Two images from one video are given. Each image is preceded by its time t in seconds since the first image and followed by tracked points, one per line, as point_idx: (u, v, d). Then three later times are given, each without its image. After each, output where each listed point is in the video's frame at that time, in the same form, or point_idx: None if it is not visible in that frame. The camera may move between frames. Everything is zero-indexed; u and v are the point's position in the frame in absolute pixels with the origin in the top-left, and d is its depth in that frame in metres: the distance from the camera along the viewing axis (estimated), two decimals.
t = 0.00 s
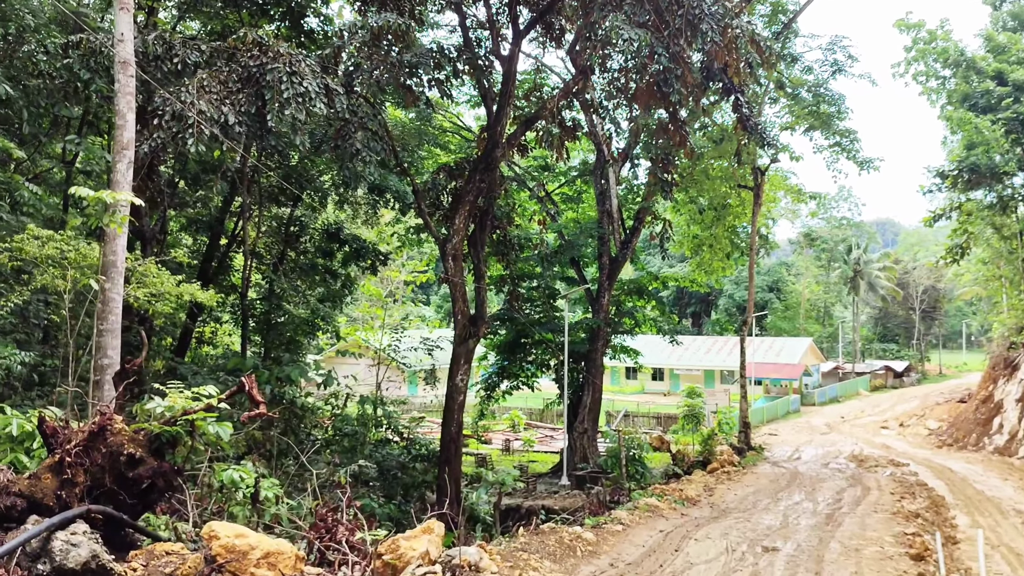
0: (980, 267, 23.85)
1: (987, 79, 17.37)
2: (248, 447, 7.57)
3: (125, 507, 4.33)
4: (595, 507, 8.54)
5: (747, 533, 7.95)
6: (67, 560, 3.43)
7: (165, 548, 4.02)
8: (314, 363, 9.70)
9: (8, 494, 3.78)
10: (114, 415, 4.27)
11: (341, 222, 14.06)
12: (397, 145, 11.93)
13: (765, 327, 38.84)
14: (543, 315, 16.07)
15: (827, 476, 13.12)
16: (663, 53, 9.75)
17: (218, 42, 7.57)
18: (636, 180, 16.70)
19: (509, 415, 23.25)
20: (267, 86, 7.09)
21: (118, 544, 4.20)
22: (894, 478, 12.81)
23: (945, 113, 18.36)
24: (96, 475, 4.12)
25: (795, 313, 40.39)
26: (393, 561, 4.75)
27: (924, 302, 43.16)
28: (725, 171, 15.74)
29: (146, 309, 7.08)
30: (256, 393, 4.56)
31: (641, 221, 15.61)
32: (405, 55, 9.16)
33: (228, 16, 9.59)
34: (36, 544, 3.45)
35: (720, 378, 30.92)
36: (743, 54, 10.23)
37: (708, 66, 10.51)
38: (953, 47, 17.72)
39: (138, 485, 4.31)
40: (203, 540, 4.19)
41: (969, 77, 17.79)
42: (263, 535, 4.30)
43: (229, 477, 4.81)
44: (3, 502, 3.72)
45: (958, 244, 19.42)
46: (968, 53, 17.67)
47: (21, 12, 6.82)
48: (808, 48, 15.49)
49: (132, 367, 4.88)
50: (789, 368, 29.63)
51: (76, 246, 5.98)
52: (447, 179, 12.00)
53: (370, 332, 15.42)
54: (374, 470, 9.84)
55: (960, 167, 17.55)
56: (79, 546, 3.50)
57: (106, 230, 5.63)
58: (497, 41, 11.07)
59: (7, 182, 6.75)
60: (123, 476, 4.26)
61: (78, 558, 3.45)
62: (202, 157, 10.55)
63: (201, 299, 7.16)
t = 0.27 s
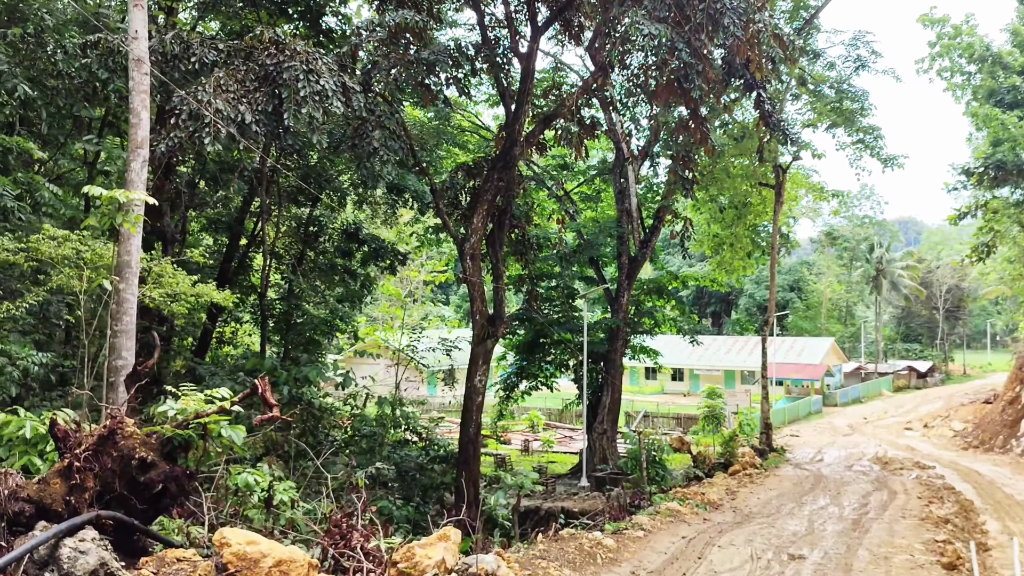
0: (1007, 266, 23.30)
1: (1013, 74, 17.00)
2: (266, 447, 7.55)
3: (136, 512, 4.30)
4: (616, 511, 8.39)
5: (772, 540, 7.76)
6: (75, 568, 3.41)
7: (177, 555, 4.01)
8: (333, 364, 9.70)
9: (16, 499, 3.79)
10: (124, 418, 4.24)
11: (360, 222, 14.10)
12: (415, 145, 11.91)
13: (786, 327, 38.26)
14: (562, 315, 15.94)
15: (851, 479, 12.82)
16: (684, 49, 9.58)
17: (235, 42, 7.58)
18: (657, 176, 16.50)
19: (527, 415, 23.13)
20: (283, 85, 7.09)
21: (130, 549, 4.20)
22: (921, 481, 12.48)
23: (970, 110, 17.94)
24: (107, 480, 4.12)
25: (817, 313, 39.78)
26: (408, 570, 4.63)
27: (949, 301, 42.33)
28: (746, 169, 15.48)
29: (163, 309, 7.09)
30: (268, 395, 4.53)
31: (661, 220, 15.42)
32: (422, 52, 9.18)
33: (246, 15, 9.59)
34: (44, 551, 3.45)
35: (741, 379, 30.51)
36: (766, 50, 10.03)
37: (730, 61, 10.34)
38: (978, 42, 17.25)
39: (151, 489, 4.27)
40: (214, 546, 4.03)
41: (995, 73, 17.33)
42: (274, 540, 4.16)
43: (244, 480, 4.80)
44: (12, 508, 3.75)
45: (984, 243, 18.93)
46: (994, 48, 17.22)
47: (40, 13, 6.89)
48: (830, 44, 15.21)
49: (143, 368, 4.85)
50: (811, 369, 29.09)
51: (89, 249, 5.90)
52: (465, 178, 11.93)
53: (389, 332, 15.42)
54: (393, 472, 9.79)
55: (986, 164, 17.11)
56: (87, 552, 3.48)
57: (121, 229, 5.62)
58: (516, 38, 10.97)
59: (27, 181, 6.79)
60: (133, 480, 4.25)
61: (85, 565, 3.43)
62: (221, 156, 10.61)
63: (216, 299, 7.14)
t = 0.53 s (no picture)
0: None
1: None
2: (288, 449, 7.52)
3: (150, 516, 4.35)
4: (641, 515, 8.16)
5: (803, 545, 7.51)
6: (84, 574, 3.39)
7: (190, 561, 3.94)
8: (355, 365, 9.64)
9: (26, 503, 3.78)
10: (136, 420, 4.21)
11: (384, 223, 14.12)
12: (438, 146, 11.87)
13: (813, 328, 37.51)
14: (586, 316, 15.76)
15: (883, 482, 12.42)
16: (708, 44, 9.36)
17: (255, 41, 7.60)
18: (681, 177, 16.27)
19: (550, 418, 22.95)
20: (303, 83, 7.10)
21: (143, 553, 4.17)
22: (954, 484, 12.02)
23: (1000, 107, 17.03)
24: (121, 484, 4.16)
25: (846, 314, 38.90)
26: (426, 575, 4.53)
27: (979, 301, 40.98)
28: (771, 169, 15.12)
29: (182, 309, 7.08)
30: (283, 397, 4.45)
31: (686, 220, 15.15)
32: (444, 52, 9.02)
33: (269, 17, 9.62)
34: (51, 556, 3.42)
35: (768, 380, 29.93)
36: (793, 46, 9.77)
37: (756, 57, 10.06)
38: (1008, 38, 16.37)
39: (166, 492, 4.32)
40: (227, 551, 3.97)
41: None
42: (289, 547, 4.10)
43: (260, 484, 4.72)
44: (23, 511, 3.75)
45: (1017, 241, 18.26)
46: None
47: (62, 15, 6.94)
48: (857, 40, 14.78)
49: (156, 368, 4.74)
50: (839, 371, 28.23)
51: (104, 250, 5.87)
52: (488, 178, 11.84)
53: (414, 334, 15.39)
54: (417, 474, 9.71)
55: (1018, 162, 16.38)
56: (96, 558, 3.47)
57: (138, 226, 5.55)
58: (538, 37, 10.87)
59: (50, 184, 6.86)
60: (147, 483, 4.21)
61: (94, 571, 3.42)
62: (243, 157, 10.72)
63: (234, 299, 7.11)
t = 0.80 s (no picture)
0: None
1: None
2: (309, 450, 7.50)
3: (164, 521, 4.24)
4: (667, 520, 7.95)
5: (835, 552, 7.28)
6: None
7: (204, 568, 3.83)
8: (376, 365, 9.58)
9: (38, 508, 3.78)
10: (151, 422, 4.21)
11: (406, 224, 14.15)
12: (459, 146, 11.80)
13: (838, 329, 36.78)
14: (609, 317, 15.60)
15: (913, 485, 12.06)
16: (734, 39, 9.17)
17: (275, 41, 7.79)
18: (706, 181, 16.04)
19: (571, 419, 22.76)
20: (324, 83, 7.18)
21: (160, 559, 4.13)
22: (987, 488, 11.59)
23: None
24: (137, 487, 4.08)
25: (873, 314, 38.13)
26: None
27: (1009, 301, 39.96)
28: (796, 167, 14.80)
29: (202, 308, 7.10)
30: (300, 397, 4.40)
31: (710, 218, 14.90)
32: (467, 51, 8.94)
33: (292, 18, 9.65)
34: (62, 564, 3.37)
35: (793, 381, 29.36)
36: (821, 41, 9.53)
37: (782, 51, 9.80)
38: None
39: (180, 497, 4.20)
40: (243, 558, 3.93)
41: None
42: (306, 552, 4.02)
43: (279, 485, 4.66)
44: (35, 516, 3.74)
45: None
46: None
47: (84, 16, 7.05)
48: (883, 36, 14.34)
49: (172, 368, 4.62)
50: (864, 372, 27.58)
51: (123, 249, 5.97)
52: (509, 177, 11.74)
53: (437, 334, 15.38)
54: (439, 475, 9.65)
55: None
56: (108, 564, 3.47)
57: (157, 225, 5.53)
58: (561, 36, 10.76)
59: (75, 185, 6.97)
60: (163, 487, 4.17)
61: None
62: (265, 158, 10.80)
63: (253, 298, 7.14)
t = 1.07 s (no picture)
0: None
1: None
2: (328, 452, 7.46)
3: (180, 526, 4.18)
4: (691, 527, 7.78)
5: (868, 561, 7.06)
6: None
7: None
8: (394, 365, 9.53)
9: (51, 513, 3.72)
10: (165, 425, 4.19)
11: (423, 224, 14.12)
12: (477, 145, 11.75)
13: (860, 330, 36.17)
14: (628, 318, 15.42)
15: (943, 490, 11.75)
16: (758, 33, 8.97)
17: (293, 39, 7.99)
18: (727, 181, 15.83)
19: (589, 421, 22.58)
20: (342, 79, 7.41)
21: (176, 565, 4.04)
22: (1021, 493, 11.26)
23: None
24: (152, 490, 4.04)
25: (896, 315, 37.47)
26: None
27: None
28: (819, 165, 14.53)
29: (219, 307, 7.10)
30: (318, 399, 4.41)
31: (730, 218, 14.66)
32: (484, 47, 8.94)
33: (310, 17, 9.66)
34: (76, 571, 3.31)
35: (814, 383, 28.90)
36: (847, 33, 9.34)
37: (806, 45, 9.60)
38: None
39: (195, 502, 4.14)
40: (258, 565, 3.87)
41: None
42: (322, 561, 3.96)
43: (297, 489, 4.71)
44: (48, 520, 3.68)
45: None
46: None
47: (102, 13, 7.00)
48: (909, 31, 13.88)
49: (187, 370, 4.49)
50: (888, 374, 27.05)
51: (142, 247, 5.97)
52: (528, 177, 11.64)
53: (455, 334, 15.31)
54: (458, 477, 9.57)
55: None
56: (121, 572, 3.42)
57: (175, 224, 5.51)
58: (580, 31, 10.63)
59: (95, 186, 6.98)
60: (179, 491, 4.12)
61: None
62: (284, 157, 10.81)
63: (270, 299, 7.12)
